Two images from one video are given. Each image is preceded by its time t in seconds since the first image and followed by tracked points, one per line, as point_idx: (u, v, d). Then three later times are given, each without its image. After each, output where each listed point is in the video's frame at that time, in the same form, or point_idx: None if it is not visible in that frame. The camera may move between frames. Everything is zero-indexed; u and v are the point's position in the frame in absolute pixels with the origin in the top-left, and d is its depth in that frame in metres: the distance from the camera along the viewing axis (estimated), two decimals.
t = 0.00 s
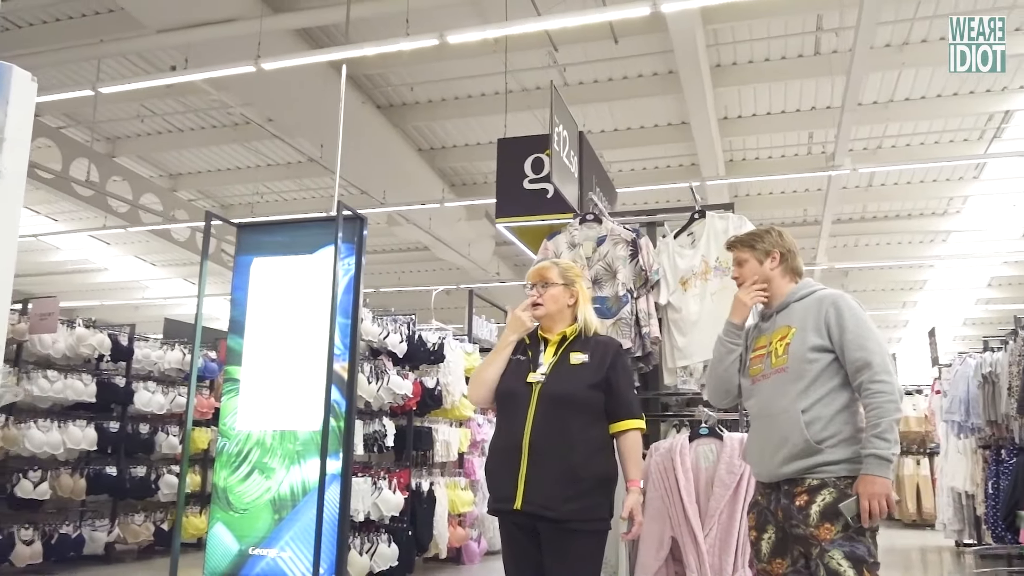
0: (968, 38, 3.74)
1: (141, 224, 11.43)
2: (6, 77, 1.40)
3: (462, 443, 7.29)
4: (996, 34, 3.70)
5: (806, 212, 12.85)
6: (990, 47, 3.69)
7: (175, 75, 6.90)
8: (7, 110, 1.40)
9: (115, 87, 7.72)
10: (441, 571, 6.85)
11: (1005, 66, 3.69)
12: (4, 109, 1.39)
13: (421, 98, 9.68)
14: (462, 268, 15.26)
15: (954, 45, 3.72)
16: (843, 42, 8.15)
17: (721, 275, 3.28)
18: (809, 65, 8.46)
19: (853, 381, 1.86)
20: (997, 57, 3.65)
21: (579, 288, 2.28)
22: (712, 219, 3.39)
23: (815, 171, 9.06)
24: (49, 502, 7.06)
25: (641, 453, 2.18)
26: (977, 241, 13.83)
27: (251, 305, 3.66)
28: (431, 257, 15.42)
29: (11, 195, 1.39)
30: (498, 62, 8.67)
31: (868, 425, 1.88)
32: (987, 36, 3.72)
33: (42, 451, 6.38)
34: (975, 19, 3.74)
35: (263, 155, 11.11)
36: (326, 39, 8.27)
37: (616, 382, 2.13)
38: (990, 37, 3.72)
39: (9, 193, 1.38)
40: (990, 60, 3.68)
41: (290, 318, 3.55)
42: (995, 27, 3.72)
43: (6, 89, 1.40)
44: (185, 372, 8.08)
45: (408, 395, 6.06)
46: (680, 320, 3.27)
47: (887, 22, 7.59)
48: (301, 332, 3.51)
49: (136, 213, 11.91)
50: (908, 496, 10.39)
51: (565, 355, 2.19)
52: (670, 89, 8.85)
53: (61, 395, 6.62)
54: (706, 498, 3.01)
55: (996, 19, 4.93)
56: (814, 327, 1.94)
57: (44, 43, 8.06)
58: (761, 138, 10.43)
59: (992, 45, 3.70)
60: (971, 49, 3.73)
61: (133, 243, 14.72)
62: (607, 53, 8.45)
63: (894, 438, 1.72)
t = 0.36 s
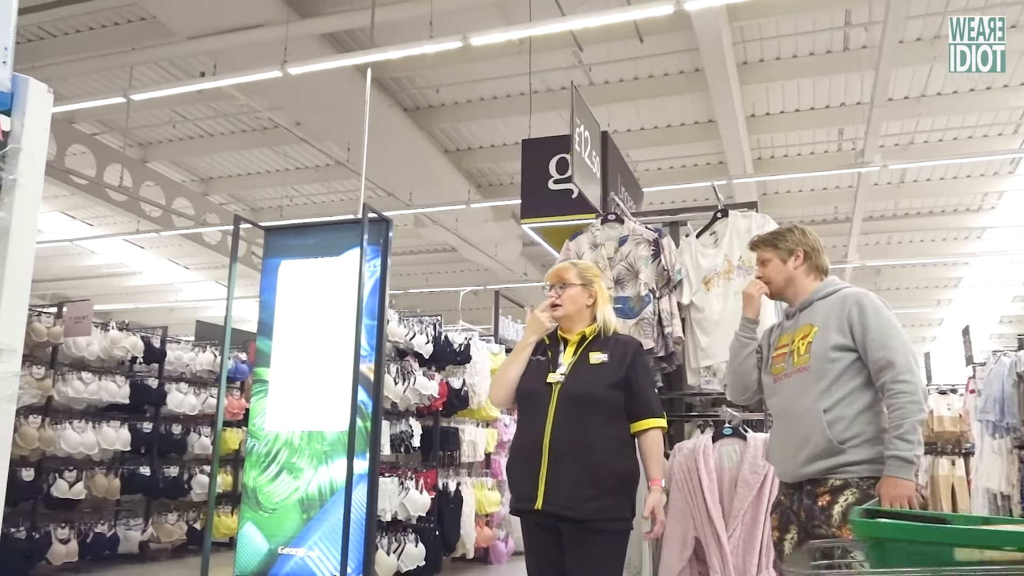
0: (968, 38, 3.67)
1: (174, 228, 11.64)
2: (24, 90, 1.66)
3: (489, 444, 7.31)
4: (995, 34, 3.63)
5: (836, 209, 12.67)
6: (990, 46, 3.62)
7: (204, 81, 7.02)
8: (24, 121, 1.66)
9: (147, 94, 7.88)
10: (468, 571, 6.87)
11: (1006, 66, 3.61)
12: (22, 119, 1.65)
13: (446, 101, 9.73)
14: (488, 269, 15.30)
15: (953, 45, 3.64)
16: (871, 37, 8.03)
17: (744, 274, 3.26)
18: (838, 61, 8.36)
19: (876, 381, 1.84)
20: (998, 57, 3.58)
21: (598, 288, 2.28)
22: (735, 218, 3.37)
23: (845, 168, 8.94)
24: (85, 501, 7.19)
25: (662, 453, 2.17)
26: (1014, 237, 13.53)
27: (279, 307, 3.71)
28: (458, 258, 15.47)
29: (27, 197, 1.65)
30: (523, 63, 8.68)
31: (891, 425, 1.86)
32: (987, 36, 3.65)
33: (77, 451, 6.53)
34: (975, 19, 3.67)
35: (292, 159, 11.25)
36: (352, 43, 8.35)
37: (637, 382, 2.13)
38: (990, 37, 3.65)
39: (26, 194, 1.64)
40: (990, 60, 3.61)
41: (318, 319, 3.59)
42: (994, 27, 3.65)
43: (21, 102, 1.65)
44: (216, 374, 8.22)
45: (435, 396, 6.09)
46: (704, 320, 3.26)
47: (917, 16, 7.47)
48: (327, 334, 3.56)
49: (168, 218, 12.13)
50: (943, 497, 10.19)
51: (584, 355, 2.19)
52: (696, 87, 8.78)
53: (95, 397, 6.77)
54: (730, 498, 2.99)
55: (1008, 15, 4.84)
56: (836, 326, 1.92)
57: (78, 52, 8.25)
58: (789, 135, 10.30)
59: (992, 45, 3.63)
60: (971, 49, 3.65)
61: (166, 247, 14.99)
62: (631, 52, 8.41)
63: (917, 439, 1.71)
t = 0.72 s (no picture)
0: (968, 38, 3.66)
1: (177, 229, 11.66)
2: (19, 93, 1.67)
3: (492, 444, 7.31)
4: (995, 34, 3.63)
5: (839, 208, 12.65)
6: (990, 46, 3.61)
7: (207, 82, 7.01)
8: (19, 124, 1.67)
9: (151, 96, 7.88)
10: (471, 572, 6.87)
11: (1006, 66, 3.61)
12: (17, 123, 1.66)
13: (449, 101, 9.73)
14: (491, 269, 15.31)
15: (953, 46, 3.64)
16: (873, 35, 8.02)
17: (745, 273, 3.26)
18: (841, 59, 8.34)
19: (877, 379, 1.84)
20: (998, 57, 3.58)
21: (596, 288, 2.28)
22: (735, 218, 3.38)
23: (847, 167, 8.92)
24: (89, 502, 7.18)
25: (662, 452, 2.17)
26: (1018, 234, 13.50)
27: (281, 308, 3.71)
28: (461, 259, 15.49)
29: (23, 201, 1.65)
30: (525, 63, 8.68)
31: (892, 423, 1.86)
32: (987, 36, 3.64)
33: (81, 452, 6.54)
34: (975, 18, 3.65)
35: (295, 160, 11.27)
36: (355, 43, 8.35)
37: (635, 380, 2.13)
38: (989, 37, 3.64)
39: (22, 198, 1.65)
40: (990, 60, 3.61)
41: (320, 319, 3.60)
42: (995, 27, 3.64)
43: (16, 105, 1.66)
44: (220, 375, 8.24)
45: (437, 396, 6.09)
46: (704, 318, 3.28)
47: (919, 13, 7.45)
48: (329, 335, 3.56)
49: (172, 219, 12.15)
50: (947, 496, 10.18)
51: (583, 354, 2.19)
52: (698, 87, 8.77)
53: (99, 398, 6.79)
54: (731, 497, 3.00)
55: (1006, 16, 4.84)
56: (837, 324, 1.92)
57: (82, 54, 8.27)
58: (792, 134, 10.29)
59: (993, 45, 3.62)
60: (971, 49, 3.65)
61: (169, 248, 15.03)
62: (633, 52, 8.41)
63: (918, 437, 1.70)
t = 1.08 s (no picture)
0: (968, 38, 3.68)
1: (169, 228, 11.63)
2: (5, 91, 1.67)
3: (485, 443, 7.31)
4: (995, 34, 3.64)
5: (832, 208, 12.70)
6: (990, 46, 3.63)
7: (198, 82, 6.99)
8: (6, 122, 1.67)
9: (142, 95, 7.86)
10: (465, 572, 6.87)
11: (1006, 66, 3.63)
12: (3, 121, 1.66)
13: (442, 100, 9.71)
14: (485, 268, 15.29)
15: (953, 45, 3.66)
16: (865, 36, 8.04)
17: (737, 273, 3.28)
18: (832, 59, 8.37)
19: (868, 379, 1.84)
20: (998, 57, 3.60)
21: (586, 287, 2.27)
22: (728, 217, 3.39)
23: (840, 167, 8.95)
24: (80, 502, 7.14)
25: (654, 452, 2.17)
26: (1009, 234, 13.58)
27: (273, 308, 3.67)
28: (455, 258, 15.47)
29: (9, 199, 1.66)
30: (519, 63, 8.67)
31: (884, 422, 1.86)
32: (987, 36, 3.66)
33: (72, 453, 6.50)
34: (975, 18, 3.67)
35: (288, 159, 11.23)
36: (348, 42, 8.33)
37: (626, 380, 2.13)
38: (990, 37, 3.66)
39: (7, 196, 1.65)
40: (990, 60, 3.62)
41: (312, 320, 3.58)
42: (994, 28, 3.66)
43: (3, 104, 1.66)
44: (212, 375, 8.22)
45: (430, 396, 6.08)
46: (697, 318, 3.29)
47: (911, 14, 7.47)
48: (322, 335, 3.55)
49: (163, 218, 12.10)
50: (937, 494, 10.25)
51: (574, 354, 2.19)
52: (691, 87, 8.79)
53: (90, 398, 6.74)
54: (723, 497, 3.02)
55: (996, 16, 4.85)
56: (828, 324, 1.92)
57: (73, 53, 8.23)
58: (784, 134, 10.33)
59: (993, 45, 3.64)
60: (971, 49, 3.67)
61: (161, 248, 14.97)
62: (626, 52, 8.42)
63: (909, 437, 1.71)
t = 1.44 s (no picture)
0: (968, 38, 3.68)
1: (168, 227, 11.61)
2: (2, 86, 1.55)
3: (483, 443, 7.32)
4: (995, 34, 3.64)
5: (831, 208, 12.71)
6: (990, 46, 3.63)
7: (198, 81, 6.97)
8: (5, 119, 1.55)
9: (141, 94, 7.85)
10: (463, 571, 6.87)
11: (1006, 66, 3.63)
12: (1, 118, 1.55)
13: (442, 100, 9.70)
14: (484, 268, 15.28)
15: (953, 45, 3.67)
16: (865, 37, 8.03)
17: (736, 273, 3.28)
18: (831, 61, 8.38)
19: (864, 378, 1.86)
20: (998, 57, 3.60)
21: (587, 287, 2.27)
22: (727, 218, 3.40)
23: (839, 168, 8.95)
24: (78, 501, 7.12)
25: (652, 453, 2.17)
26: (1008, 235, 13.60)
27: (271, 307, 3.67)
28: (453, 258, 15.47)
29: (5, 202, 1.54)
30: (519, 63, 8.66)
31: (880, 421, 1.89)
32: (987, 36, 3.66)
33: (70, 451, 6.51)
34: (975, 18, 3.68)
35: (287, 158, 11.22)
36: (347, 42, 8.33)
37: (625, 380, 2.12)
38: (990, 37, 3.66)
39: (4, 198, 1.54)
40: (990, 60, 3.62)
41: (311, 319, 3.58)
42: (994, 28, 3.66)
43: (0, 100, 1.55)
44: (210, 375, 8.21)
45: (428, 396, 6.09)
46: (694, 319, 3.30)
47: (910, 16, 7.47)
48: (320, 334, 3.54)
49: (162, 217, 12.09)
50: (936, 496, 10.26)
51: (572, 354, 2.19)
52: (691, 87, 8.78)
53: (88, 397, 6.74)
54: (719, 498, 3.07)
55: (995, 17, 4.86)
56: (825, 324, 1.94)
57: (72, 52, 8.23)
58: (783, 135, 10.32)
59: (992, 45, 3.64)
60: (971, 49, 3.67)
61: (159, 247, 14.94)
62: (626, 52, 8.42)
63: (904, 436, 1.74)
